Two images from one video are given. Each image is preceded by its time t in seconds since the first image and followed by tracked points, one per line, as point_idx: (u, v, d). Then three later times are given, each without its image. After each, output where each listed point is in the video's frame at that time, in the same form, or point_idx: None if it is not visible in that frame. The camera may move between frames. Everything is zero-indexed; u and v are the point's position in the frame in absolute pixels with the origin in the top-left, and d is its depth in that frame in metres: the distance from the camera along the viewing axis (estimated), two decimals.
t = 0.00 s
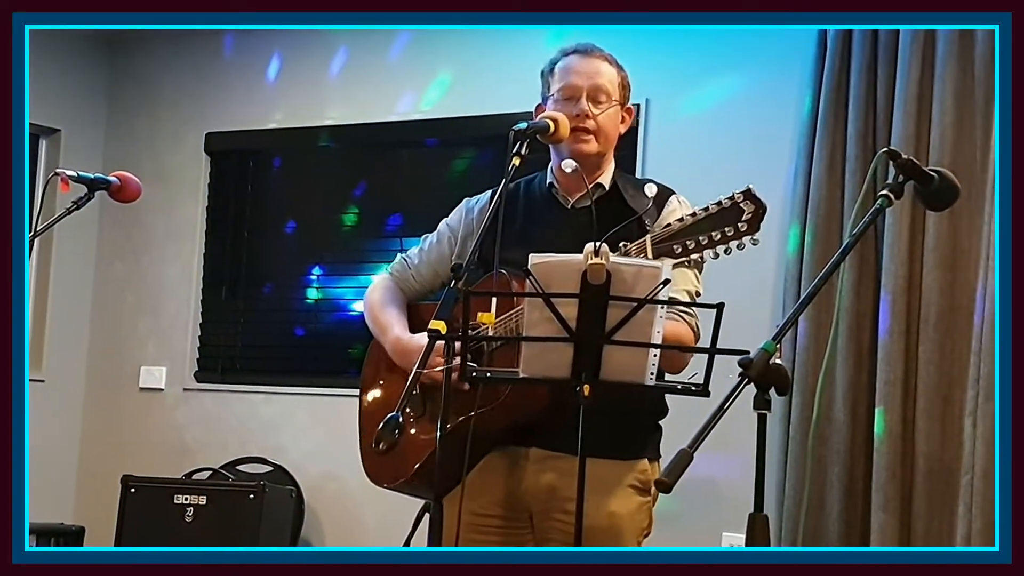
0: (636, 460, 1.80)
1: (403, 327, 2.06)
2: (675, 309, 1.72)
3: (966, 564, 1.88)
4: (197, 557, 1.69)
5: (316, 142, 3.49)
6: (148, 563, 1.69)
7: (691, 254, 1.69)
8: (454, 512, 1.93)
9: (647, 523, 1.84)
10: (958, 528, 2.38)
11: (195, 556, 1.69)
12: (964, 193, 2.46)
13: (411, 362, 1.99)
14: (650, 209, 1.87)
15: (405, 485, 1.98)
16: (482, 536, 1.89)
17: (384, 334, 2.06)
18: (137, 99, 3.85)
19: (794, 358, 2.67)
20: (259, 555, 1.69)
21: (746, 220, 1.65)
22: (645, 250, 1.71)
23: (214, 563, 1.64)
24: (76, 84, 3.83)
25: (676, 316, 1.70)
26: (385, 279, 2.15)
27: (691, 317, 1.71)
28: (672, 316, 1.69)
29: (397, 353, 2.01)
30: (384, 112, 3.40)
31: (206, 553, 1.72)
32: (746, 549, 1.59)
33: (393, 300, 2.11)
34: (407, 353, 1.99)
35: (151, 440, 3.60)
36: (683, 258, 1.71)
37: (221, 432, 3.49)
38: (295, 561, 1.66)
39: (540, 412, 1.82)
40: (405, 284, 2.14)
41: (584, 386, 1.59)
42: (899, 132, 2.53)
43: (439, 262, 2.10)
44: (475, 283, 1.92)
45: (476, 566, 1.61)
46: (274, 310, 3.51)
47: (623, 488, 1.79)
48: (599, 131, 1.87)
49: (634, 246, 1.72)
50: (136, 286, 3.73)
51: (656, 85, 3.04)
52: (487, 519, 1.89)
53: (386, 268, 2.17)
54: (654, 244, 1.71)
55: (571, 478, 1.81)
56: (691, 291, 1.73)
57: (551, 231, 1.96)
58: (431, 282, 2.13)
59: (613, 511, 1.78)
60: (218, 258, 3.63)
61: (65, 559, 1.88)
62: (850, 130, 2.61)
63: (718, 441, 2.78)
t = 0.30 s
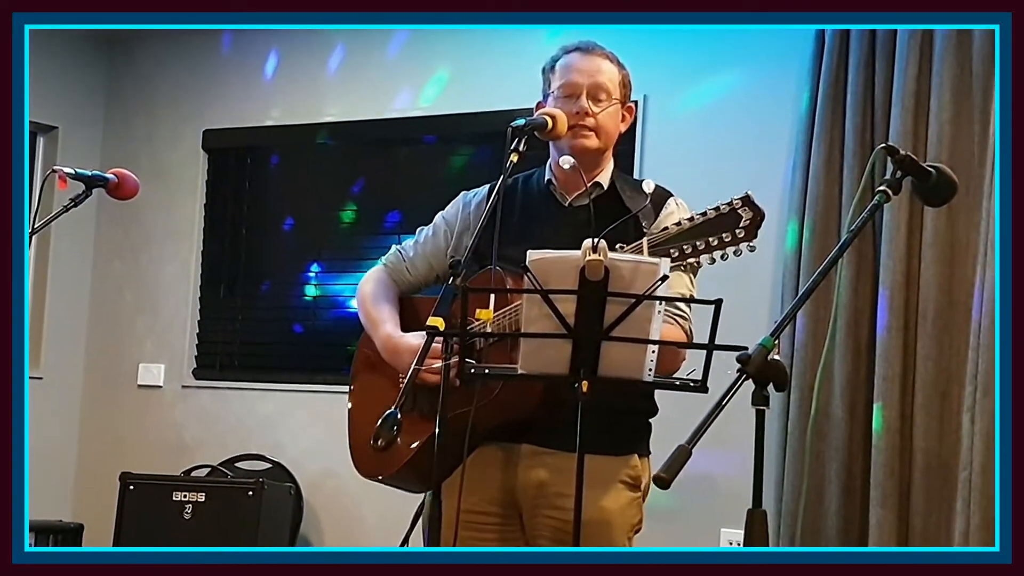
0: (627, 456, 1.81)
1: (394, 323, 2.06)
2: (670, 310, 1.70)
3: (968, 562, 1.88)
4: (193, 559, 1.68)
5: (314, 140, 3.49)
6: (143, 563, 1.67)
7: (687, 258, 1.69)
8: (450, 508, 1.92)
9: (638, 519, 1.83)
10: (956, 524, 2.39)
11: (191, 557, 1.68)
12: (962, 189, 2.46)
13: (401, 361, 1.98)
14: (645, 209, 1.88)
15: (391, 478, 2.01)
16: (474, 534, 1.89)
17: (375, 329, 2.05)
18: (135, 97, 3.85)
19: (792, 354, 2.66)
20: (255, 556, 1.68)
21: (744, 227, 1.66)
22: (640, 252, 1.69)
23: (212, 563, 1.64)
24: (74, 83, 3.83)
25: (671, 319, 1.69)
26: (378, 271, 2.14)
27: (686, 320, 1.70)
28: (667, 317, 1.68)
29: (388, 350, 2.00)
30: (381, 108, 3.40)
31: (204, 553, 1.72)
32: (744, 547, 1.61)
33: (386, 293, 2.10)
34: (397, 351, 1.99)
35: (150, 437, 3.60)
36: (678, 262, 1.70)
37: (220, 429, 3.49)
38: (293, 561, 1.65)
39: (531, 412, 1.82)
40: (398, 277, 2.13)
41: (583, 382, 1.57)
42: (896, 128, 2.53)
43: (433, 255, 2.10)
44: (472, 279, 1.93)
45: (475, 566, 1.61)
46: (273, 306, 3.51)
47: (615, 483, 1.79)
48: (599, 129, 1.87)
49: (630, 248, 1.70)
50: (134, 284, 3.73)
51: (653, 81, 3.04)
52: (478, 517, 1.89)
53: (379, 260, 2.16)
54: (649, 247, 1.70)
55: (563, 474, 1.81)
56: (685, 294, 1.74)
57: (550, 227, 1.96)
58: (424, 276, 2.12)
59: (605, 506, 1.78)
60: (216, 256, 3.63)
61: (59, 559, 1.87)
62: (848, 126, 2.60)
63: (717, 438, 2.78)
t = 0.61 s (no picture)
0: (612, 450, 1.81)
1: (385, 313, 2.06)
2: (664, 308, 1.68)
3: (969, 558, 1.89)
4: (189, 557, 1.67)
5: (312, 136, 3.49)
6: (139, 560, 1.66)
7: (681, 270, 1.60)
8: (447, 504, 1.91)
9: (625, 510, 1.83)
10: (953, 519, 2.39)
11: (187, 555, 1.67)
12: (960, 186, 2.46)
13: (390, 350, 1.99)
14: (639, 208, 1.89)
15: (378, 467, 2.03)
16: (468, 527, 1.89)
17: (365, 318, 2.06)
18: (133, 94, 3.85)
19: (790, 351, 2.65)
20: (251, 556, 1.67)
21: (740, 240, 1.55)
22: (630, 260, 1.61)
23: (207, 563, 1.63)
24: (72, 79, 3.83)
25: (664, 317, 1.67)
26: (368, 257, 2.14)
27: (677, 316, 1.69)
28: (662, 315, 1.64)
29: (378, 340, 2.01)
30: (379, 104, 3.40)
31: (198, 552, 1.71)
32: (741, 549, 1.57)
33: (375, 282, 2.11)
34: (387, 342, 1.99)
35: (148, 433, 3.60)
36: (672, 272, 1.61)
37: (217, 424, 3.49)
38: (286, 561, 1.63)
39: (518, 408, 1.83)
40: (387, 263, 2.13)
41: (581, 378, 1.57)
42: (894, 125, 2.53)
43: (423, 243, 2.10)
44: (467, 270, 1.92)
45: (465, 566, 1.58)
46: (271, 302, 3.51)
47: (604, 478, 1.80)
48: (593, 120, 1.88)
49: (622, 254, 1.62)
50: (132, 279, 3.73)
51: (650, 76, 3.04)
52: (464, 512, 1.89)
53: (369, 246, 2.16)
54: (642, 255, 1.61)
55: (554, 470, 1.80)
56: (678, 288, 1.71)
57: (542, 218, 1.96)
58: (414, 262, 2.12)
59: (591, 501, 1.78)
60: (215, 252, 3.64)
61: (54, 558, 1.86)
62: (846, 123, 2.60)
63: (713, 432, 2.78)
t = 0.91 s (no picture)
0: (601, 441, 1.81)
1: (372, 310, 2.07)
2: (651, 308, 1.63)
3: (968, 557, 1.88)
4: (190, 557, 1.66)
5: (309, 129, 3.49)
6: (138, 560, 1.65)
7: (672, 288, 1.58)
8: (443, 498, 1.89)
9: (614, 501, 1.83)
10: (950, 511, 2.39)
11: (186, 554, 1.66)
12: (957, 177, 2.46)
13: (378, 354, 2.01)
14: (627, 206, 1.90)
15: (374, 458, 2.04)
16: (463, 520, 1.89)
17: (353, 316, 2.06)
18: (130, 89, 3.84)
19: (787, 343, 2.65)
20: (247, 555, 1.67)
21: (733, 263, 1.57)
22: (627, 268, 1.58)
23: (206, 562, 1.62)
24: (69, 75, 3.83)
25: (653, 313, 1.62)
26: (354, 245, 2.13)
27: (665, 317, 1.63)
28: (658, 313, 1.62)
29: (366, 342, 2.03)
30: (376, 96, 3.40)
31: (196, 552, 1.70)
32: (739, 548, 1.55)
33: (361, 274, 2.11)
34: (375, 344, 2.01)
35: (145, 427, 3.60)
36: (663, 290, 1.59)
37: (214, 418, 3.49)
38: (284, 561, 1.62)
39: (510, 404, 1.83)
40: (374, 251, 2.12)
41: (578, 369, 1.57)
42: (891, 116, 2.53)
43: (410, 232, 2.08)
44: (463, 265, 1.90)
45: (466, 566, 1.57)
46: (268, 295, 3.51)
47: (593, 469, 1.80)
48: (583, 109, 1.87)
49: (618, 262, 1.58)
50: (129, 273, 3.73)
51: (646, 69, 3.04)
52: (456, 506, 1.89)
53: (354, 233, 2.15)
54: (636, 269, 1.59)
55: (543, 464, 1.81)
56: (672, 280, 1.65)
57: (532, 210, 1.96)
58: (401, 251, 2.11)
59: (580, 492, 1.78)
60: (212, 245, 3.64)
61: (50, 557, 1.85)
62: (843, 115, 2.60)
63: (709, 424, 2.78)
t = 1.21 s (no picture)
0: (597, 437, 1.81)
1: (370, 303, 2.08)
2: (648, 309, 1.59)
3: (969, 556, 1.88)
4: (188, 558, 1.66)
5: (309, 127, 3.50)
6: (138, 560, 1.65)
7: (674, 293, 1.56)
8: (443, 495, 1.88)
9: (610, 497, 1.84)
10: (950, 509, 2.39)
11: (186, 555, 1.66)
12: (957, 174, 2.46)
13: (378, 342, 2.01)
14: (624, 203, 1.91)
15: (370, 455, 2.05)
16: (462, 516, 1.89)
17: (351, 309, 2.07)
18: (129, 88, 3.84)
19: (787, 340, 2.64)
20: (248, 556, 1.66)
21: (735, 266, 1.55)
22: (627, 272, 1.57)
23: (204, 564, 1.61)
24: (68, 74, 3.83)
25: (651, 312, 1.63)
26: (349, 240, 2.12)
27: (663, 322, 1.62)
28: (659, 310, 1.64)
29: (366, 333, 2.03)
30: (374, 93, 3.41)
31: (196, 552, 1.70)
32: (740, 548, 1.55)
33: (357, 267, 2.11)
34: (375, 332, 2.01)
35: (145, 425, 3.60)
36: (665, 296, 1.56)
37: (214, 416, 3.49)
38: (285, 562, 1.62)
39: (508, 404, 1.83)
40: (369, 247, 2.11)
41: (577, 367, 1.56)
42: (891, 113, 2.53)
43: (405, 227, 2.08)
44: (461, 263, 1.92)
45: (464, 566, 1.57)
46: (268, 293, 3.51)
47: (588, 466, 1.80)
48: (579, 107, 1.87)
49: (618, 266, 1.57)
50: (129, 271, 3.73)
51: (645, 66, 3.05)
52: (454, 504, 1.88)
53: (349, 228, 2.14)
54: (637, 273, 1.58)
55: (539, 461, 1.81)
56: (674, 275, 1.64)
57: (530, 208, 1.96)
58: (396, 247, 2.10)
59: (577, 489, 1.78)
60: (212, 243, 3.65)
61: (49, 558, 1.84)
62: (843, 112, 2.61)
63: (708, 420, 2.78)
